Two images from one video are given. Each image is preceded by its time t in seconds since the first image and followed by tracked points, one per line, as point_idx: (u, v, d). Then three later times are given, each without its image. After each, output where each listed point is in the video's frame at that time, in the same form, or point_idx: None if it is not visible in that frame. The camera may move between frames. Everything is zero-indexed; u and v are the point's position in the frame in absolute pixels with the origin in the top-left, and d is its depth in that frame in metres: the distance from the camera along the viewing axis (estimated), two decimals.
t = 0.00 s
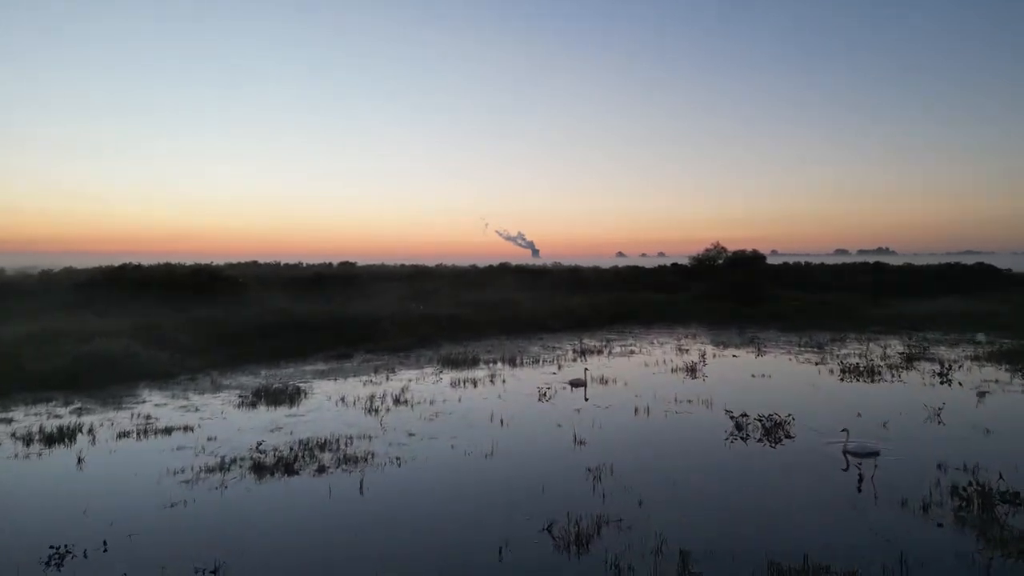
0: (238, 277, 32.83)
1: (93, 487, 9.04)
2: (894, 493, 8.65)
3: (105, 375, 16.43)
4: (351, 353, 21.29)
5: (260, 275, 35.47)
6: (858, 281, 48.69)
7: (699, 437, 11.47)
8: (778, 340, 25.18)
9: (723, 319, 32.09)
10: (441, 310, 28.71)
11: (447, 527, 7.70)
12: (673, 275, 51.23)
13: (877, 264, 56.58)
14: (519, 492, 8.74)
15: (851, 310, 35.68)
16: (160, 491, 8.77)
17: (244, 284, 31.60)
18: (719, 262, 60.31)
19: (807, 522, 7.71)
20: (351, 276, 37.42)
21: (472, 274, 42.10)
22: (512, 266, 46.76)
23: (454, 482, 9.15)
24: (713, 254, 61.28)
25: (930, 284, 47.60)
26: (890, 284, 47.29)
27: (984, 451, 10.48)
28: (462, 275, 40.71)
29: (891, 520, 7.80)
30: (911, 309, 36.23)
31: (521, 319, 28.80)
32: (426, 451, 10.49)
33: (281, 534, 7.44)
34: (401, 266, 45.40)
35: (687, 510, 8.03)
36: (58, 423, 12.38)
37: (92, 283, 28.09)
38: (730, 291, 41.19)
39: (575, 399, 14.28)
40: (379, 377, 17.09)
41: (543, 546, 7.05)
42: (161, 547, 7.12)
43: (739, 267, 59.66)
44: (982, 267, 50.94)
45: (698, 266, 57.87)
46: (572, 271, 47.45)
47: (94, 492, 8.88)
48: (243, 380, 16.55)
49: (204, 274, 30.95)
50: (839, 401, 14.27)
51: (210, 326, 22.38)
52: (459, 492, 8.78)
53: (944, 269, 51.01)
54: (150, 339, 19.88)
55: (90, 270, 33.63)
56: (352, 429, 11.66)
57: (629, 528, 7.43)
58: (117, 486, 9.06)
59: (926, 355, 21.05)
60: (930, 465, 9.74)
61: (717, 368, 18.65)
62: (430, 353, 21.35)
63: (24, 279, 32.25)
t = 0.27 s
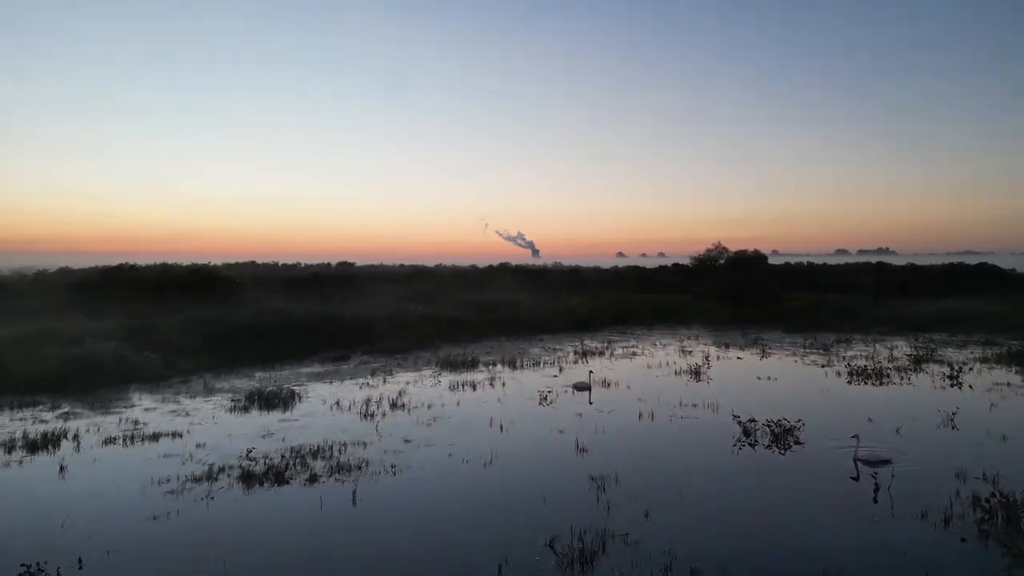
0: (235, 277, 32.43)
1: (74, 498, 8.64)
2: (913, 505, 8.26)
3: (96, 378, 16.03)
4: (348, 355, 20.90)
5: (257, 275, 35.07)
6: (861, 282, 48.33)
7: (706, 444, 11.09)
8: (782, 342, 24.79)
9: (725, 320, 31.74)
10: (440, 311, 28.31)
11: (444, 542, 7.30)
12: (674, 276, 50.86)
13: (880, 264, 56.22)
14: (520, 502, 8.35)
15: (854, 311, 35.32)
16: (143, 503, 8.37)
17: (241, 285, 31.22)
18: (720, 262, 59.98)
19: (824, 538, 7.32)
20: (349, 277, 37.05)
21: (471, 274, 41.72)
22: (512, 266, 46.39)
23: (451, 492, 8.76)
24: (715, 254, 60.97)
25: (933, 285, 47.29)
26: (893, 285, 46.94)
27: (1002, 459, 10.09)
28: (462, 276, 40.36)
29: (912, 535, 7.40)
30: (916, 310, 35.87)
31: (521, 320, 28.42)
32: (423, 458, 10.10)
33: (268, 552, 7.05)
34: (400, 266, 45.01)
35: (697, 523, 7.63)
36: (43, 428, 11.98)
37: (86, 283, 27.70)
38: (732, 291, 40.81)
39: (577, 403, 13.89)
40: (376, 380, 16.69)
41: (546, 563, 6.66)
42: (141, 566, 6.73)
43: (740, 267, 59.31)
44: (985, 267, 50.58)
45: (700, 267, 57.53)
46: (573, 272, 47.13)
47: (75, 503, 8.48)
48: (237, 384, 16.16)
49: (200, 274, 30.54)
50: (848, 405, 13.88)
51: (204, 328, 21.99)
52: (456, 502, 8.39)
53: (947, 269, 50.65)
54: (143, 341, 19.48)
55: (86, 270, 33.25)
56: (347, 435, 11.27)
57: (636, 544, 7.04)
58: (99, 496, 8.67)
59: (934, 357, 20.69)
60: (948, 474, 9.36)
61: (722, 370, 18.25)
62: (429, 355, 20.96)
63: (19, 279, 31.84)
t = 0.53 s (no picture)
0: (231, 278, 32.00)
1: (52, 510, 8.24)
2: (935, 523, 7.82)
3: (85, 381, 15.63)
4: (345, 357, 20.49)
5: (254, 276, 34.64)
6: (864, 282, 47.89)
7: (714, 451, 10.68)
8: (787, 343, 24.36)
9: (728, 321, 31.34)
10: (439, 312, 27.87)
11: (440, 559, 6.90)
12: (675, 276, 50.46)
13: (883, 264, 55.79)
14: (520, 516, 7.95)
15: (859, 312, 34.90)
16: (124, 515, 7.97)
17: (237, 286, 30.82)
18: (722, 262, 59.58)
19: (843, 555, 6.92)
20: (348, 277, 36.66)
21: (471, 274, 41.27)
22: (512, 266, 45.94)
23: (447, 504, 8.35)
24: (716, 254, 60.57)
25: (937, 286, 46.83)
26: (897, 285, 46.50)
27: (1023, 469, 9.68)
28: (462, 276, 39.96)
29: (936, 553, 6.98)
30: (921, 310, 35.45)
31: (521, 321, 27.98)
32: (418, 467, 9.70)
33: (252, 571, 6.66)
34: (399, 266, 44.56)
35: (708, 539, 7.22)
36: (27, 434, 11.58)
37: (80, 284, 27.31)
38: (735, 292, 40.36)
39: (579, 407, 13.46)
40: (372, 383, 16.24)
41: None
42: None
43: (741, 267, 58.90)
44: (990, 267, 50.10)
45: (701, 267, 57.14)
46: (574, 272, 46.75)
47: (50, 517, 8.04)
48: (229, 387, 15.76)
49: (195, 275, 30.10)
50: (858, 410, 13.47)
51: (198, 330, 21.58)
52: (452, 515, 7.98)
53: (951, 269, 50.18)
54: (135, 343, 19.09)
55: (81, 271, 32.87)
56: (340, 442, 10.87)
57: (643, 563, 6.64)
58: (79, 508, 8.27)
59: (943, 359, 20.26)
60: (968, 485, 8.96)
61: (726, 373, 17.82)
62: (427, 358, 20.51)
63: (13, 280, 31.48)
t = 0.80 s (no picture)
0: (227, 279, 31.55)
1: (27, 523, 7.81)
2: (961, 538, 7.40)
3: (72, 385, 15.18)
4: (341, 360, 20.04)
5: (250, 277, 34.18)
6: (867, 282, 47.48)
7: (723, 460, 10.25)
8: (792, 345, 23.92)
9: (731, 322, 30.93)
10: (438, 312, 27.42)
11: None
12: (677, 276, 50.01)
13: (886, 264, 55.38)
14: (521, 531, 7.53)
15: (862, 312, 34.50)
16: (101, 530, 7.53)
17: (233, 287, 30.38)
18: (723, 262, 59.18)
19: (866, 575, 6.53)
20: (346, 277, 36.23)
21: (470, 275, 40.82)
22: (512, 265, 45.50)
23: (444, 517, 7.92)
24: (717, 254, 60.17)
25: (941, 286, 46.42)
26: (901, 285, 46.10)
27: None
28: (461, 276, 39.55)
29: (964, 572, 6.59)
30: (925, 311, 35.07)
31: (521, 321, 27.54)
32: (414, 476, 9.26)
33: None
34: (398, 267, 44.11)
35: (721, 557, 6.83)
36: (7, 441, 11.12)
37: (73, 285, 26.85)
38: (737, 292, 39.92)
39: (581, 412, 13.02)
40: (368, 387, 15.79)
41: None
42: None
43: (743, 267, 58.45)
44: (994, 267, 49.67)
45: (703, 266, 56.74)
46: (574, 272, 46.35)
47: (25, 531, 7.62)
48: (221, 391, 15.31)
49: (191, 275, 29.63)
50: (870, 416, 13.04)
51: (192, 331, 21.13)
52: (449, 530, 7.55)
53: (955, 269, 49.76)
54: (126, 346, 18.63)
55: (75, 271, 32.42)
56: (333, 449, 10.43)
57: None
58: (55, 522, 7.83)
59: (952, 361, 19.84)
60: (991, 496, 8.56)
61: (732, 376, 17.37)
62: (425, 360, 20.08)
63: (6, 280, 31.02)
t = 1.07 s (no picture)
0: (223, 280, 31.07)
1: None
2: (990, 566, 7.02)
3: (59, 390, 14.70)
4: (337, 363, 19.57)
5: (247, 277, 33.71)
6: (871, 283, 47.05)
7: (734, 473, 9.81)
8: (798, 346, 23.46)
9: (734, 323, 30.51)
10: (437, 313, 26.97)
11: None
12: (678, 277, 49.53)
13: (888, 264, 54.96)
14: (524, 553, 7.10)
15: (867, 313, 34.09)
16: (75, 549, 7.07)
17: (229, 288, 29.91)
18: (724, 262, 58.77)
19: None
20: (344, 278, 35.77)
21: (470, 275, 40.35)
22: (512, 265, 45.05)
23: (440, 536, 7.46)
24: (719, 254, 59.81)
25: (945, 286, 46.01)
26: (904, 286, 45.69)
27: None
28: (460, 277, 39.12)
29: None
30: (930, 312, 34.66)
31: (522, 323, 27.10)
32: (409, 488, 8.80)
33: None
34: (396, 267, 43.65)
35: None
36: None
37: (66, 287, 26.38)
38: (740, 292, 39.47)
39: (583, 418, 12.57)
40: (363, 391, 15.33)
41: None
42: None
43: (745, 267, 57.97)
44: (998, 267, 49.25)
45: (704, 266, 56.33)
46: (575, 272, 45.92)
47: None
48: (213, 395, 14.83)
49: (185, 275, 29.16)
50: (883, 423, 12.58)
51: (185, 333, 20.65)
52: (446, 552, 7.10)
53: (959, 270, 49.35)
54: (116, 348, 18.16)
55: (68, 271, 31.92)
56: (324, 458, 9.97)
57: None
58: (27, 539, 7.37)
59: (962, 363, 19.40)
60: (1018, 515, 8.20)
61: (737, 379, 16.93)
62: (423, 363, 19.62)
63: None
